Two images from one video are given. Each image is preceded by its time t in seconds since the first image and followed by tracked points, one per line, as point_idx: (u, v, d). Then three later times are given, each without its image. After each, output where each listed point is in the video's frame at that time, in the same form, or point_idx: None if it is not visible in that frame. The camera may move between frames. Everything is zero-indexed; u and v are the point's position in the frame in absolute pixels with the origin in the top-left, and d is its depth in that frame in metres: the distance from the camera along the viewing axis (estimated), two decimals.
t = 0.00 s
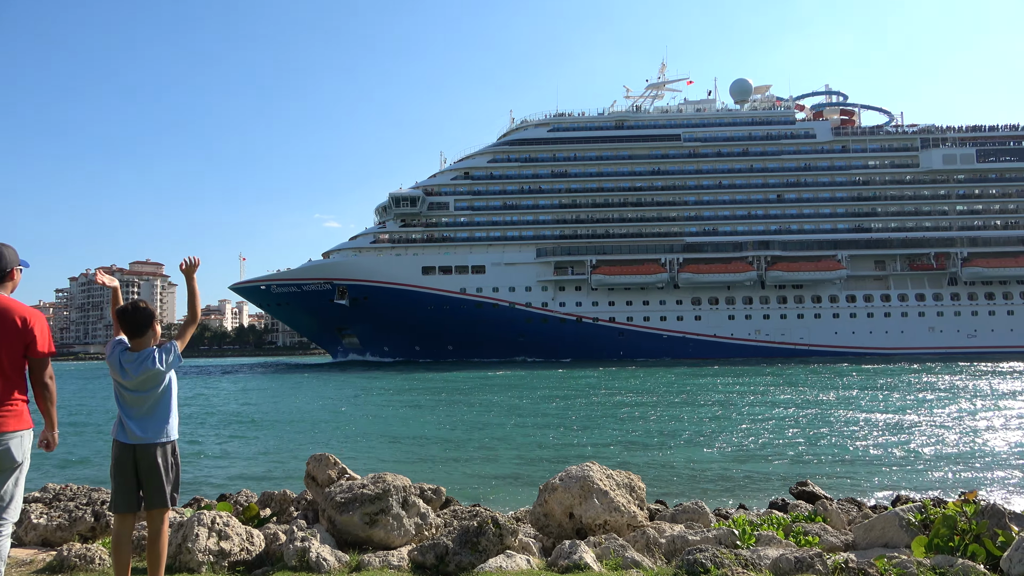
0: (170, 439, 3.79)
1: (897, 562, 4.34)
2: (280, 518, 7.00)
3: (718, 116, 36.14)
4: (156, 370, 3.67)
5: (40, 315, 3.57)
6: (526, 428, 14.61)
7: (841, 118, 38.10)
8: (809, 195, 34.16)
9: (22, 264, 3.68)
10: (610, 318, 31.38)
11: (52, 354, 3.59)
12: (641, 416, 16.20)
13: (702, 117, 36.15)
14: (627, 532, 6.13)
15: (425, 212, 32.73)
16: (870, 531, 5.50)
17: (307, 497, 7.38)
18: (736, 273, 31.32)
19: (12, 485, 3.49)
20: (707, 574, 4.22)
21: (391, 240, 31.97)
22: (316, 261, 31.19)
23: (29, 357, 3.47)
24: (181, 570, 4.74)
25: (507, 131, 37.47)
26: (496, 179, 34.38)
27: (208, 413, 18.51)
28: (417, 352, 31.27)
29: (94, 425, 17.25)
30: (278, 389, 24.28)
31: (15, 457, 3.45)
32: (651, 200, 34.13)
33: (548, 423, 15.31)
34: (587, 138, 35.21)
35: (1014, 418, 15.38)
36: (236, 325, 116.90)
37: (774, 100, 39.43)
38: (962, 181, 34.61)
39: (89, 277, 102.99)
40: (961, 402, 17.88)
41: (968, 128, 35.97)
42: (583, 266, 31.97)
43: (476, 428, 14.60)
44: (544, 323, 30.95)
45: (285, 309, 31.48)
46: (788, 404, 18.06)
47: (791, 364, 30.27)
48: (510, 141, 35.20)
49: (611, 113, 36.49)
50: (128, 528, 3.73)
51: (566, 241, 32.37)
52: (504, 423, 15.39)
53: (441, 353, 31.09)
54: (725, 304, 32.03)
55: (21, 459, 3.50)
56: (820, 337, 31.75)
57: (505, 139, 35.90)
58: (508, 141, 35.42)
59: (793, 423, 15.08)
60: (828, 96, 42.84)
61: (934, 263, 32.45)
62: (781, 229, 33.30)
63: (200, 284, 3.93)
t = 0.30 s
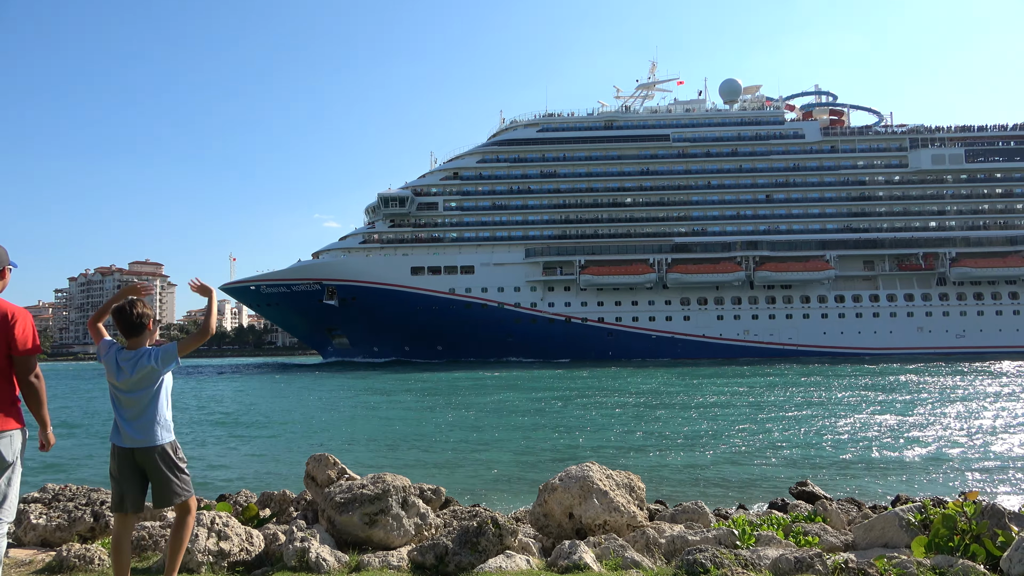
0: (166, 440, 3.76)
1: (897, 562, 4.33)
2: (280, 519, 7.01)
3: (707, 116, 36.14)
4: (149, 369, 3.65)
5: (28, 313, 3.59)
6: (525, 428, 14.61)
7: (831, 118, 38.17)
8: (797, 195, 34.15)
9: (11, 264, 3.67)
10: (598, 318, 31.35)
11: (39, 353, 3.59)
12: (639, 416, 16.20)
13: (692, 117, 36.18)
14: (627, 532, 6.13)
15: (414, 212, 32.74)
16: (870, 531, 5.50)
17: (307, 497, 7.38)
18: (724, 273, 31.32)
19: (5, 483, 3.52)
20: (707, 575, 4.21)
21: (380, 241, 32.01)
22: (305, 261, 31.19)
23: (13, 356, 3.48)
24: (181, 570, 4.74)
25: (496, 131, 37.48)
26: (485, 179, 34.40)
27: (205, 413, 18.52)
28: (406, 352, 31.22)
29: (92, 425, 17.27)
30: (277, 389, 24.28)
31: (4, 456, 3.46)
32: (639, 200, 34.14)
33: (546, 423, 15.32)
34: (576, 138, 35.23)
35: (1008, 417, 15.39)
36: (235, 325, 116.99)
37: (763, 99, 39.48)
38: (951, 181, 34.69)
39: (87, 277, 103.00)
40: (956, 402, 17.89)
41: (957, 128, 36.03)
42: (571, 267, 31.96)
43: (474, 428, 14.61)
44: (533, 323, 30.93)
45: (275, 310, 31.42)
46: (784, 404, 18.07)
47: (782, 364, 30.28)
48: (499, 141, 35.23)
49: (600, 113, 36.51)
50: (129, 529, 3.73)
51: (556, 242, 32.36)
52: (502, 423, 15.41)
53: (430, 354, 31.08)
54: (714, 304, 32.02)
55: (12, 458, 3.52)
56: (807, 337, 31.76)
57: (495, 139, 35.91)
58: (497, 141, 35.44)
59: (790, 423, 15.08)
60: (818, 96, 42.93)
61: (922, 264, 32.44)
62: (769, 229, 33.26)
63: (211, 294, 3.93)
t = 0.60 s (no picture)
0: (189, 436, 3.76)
1: (896, 562, 4.33)
2: (280, 518, 7.01)
3: (697, 117, 36.17)
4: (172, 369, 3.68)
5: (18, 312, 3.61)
6: (523, 428, 14.63)
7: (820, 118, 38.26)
8: (786, 196, 34.20)
9: None
10: (587, 318, 31.36)
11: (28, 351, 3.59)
12: (637, 416, 16.22)
13: (681, 117, 36.23)
14: (627, 532, 6.14)
15: (403, 212, 32.85)
16: (869, 531, 5.50)
17: (307, 497, 7.38)
18: (713, 273, 31.32)
19: None
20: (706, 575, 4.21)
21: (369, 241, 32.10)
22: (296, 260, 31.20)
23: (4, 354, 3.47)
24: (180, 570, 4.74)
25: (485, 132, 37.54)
26: (474, 179, 34.41)
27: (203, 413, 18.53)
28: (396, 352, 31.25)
29: (90, 425, 17.27)
30: (276, 389, 24.30)
31: None
32: (629, 200, 34.17)
33: (544, 423, 15.34)
34: (564, 138, 35.28)
35: (1002, 417, 15.39)
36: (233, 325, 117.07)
37: (753, 100, 39.57)
38: (940, 181, 34.74)
39: (85, 277, 103.03)
40: (951, 402, 17.90)
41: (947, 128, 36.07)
42: (560, 267, 31.97)
43: (472, 429, 14.63)
44: (522, 323, 30.92)
45: (265, 310, 31.29)
46: (780, 404, 18.09)
47: (772, 364, 30.30)
48: (488, 141, 35.28)
49: (589, 113, 36.55)
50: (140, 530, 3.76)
51: (545, 242, 32.37)
52: (500, 423, 15.42)
53: (420, 353, 31.12)
54: (702, 304, 32.03)
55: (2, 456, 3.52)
56: (795, 337, 31.73)
57: (484, 139, 35.95)
58: (486, 141, 35.48)
59: (787, 423, 15.09)
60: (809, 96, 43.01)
61: (910, 264, 32.44)
62: (758, 229, 33.25)
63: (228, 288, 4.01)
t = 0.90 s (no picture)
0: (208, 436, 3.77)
1: (896, 562, 4.33)
2: (280, 518, 7.01)
3: (686, 117, 36.25)
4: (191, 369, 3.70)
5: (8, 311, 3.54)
6: (521, 428, 14.64)
7: (810, 119, 38.39)
8: (775, 196, 34.30)
9: None
10: (576, 318, 31.35)
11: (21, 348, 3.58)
12: (635, 416, 16.23)
13: (670, 117, 36.30)
14: (626, 532, 6.15)
15: (392, 213, 32.93)
16: (869, 531, 5.51)
17: (307, 497, 7.38)
18: (701, 273, 31.31)
19: None
20: (706, 574, 4.21)
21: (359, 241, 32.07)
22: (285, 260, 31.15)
23: None
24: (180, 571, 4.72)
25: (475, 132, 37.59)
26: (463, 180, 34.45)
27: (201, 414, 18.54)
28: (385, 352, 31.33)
29: (88, 425, 17.29)
30: (274, 389, 24.30)
31: None
32: (618, 201, 34.22)
33: (542, 424, 15.35)
34: (552, 139, 35.35)
35: (998, 418, 15.41)
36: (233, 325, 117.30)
37: (743, 100, 39.69)
38: (928, 181, 34.83)
39: (84, 277, 103.28)
40: (947, 402, 17.91)
41: (935, 129, 36.16)
42: (549, 267, 31.94)
43: (470, 429, 14.64)
44: (511, 324, 30.94)
45: (254, 310, 31.21)
46: (776, 404, 18.11)
47: (763, 364, 30.31)
48: (478, 141, 35.33)
49: (579, 113, 36.64)
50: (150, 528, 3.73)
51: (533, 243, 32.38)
52: (498, 423, 15.44)
53: (409, 354, 31.18)
54: (691, 304, 32.03)
55: None
56: (783, 337, 31.75)
57: (474, 140, 36.00)
58: (476, 141, 35.54)
59: (785, 423, 15.09)
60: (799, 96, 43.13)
61: (899, 264, 32.46)
62: (747, 230, 33.30)
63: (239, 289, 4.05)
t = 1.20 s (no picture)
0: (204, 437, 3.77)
1: (896, 562, 4.33)
2: (279, 518, 7.01)
3: (675, 117, 36.30)
4: (192, 369, 3.69)
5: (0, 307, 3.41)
6: (519, 429, 14.65)
7: (800, 119, 38.45)
8: (764, 196, 34.33)
9: None
10: (565, 318, 31.38)
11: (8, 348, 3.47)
12: (633, 416, 16.24)
13: (659, 118, 36.35)
14: (626, 532, 6.15)
15: (381, 213, 32.86)
16: (869, 531, 5.51)
17: (306, 497, 7.38)
18: (689, 273, 31.32)
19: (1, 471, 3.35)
20: (706, 574, 4.21)
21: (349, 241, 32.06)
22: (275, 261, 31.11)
23: None
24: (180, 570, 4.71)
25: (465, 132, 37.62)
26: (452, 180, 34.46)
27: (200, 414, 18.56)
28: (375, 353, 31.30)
29: (87, 425, 17.31)
30: (273, 389, 24.32)
31: None
32: (606, 201, 34.22)
33: (540, 424, 15.37)
34: (540, 138, 35.37)
35: (994, 418, 15.43)
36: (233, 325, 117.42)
37: (732, 101, 39.75)
38: (917, 181, 34.85)
39: (83, 277, 103.46)
40: (945, 402, 17.94)
41: (923, 129, 36.20)
42: (538, 267, 31.95)
43: (468, 429, 14.65)
44: (500, 324, 30.97)
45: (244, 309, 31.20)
46: (774, 404, 18.13)
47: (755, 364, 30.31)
48: (468, 141, 35.37)
49: (569, 114, 36.70)
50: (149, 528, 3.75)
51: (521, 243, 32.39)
52: (496, 423, 15.44)
53: (398, 354, 31.16)
54: (680, 304, 32.05)
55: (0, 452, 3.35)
56: (772, 338, 31.78)
57: (464, 140, 36.03)
58: (466, 141, 35.58)
59: (784, 423, 15.10)
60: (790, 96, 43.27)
61: (887, 264, 32.46)
62: (736, 230, 33.35)
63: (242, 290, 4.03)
